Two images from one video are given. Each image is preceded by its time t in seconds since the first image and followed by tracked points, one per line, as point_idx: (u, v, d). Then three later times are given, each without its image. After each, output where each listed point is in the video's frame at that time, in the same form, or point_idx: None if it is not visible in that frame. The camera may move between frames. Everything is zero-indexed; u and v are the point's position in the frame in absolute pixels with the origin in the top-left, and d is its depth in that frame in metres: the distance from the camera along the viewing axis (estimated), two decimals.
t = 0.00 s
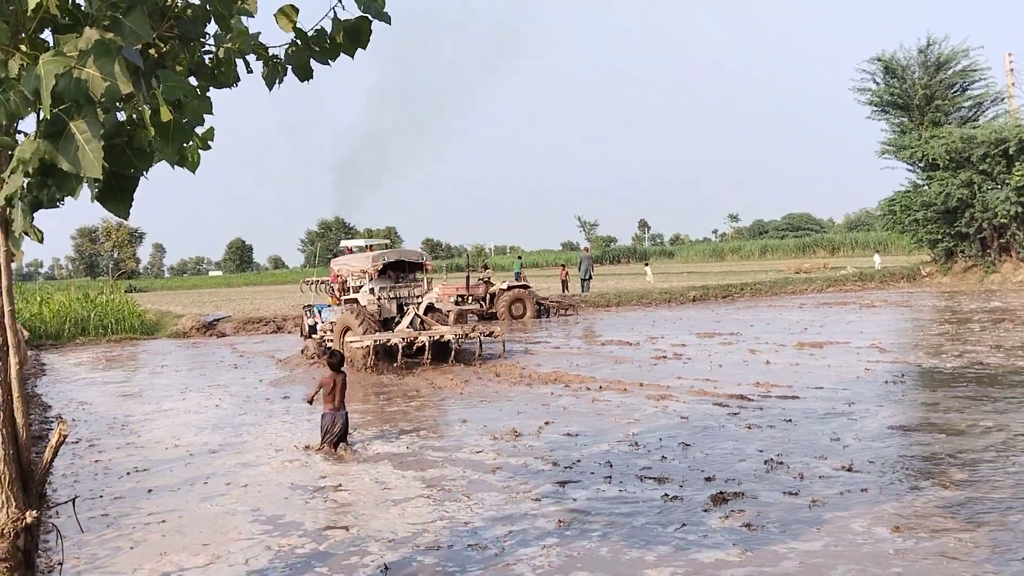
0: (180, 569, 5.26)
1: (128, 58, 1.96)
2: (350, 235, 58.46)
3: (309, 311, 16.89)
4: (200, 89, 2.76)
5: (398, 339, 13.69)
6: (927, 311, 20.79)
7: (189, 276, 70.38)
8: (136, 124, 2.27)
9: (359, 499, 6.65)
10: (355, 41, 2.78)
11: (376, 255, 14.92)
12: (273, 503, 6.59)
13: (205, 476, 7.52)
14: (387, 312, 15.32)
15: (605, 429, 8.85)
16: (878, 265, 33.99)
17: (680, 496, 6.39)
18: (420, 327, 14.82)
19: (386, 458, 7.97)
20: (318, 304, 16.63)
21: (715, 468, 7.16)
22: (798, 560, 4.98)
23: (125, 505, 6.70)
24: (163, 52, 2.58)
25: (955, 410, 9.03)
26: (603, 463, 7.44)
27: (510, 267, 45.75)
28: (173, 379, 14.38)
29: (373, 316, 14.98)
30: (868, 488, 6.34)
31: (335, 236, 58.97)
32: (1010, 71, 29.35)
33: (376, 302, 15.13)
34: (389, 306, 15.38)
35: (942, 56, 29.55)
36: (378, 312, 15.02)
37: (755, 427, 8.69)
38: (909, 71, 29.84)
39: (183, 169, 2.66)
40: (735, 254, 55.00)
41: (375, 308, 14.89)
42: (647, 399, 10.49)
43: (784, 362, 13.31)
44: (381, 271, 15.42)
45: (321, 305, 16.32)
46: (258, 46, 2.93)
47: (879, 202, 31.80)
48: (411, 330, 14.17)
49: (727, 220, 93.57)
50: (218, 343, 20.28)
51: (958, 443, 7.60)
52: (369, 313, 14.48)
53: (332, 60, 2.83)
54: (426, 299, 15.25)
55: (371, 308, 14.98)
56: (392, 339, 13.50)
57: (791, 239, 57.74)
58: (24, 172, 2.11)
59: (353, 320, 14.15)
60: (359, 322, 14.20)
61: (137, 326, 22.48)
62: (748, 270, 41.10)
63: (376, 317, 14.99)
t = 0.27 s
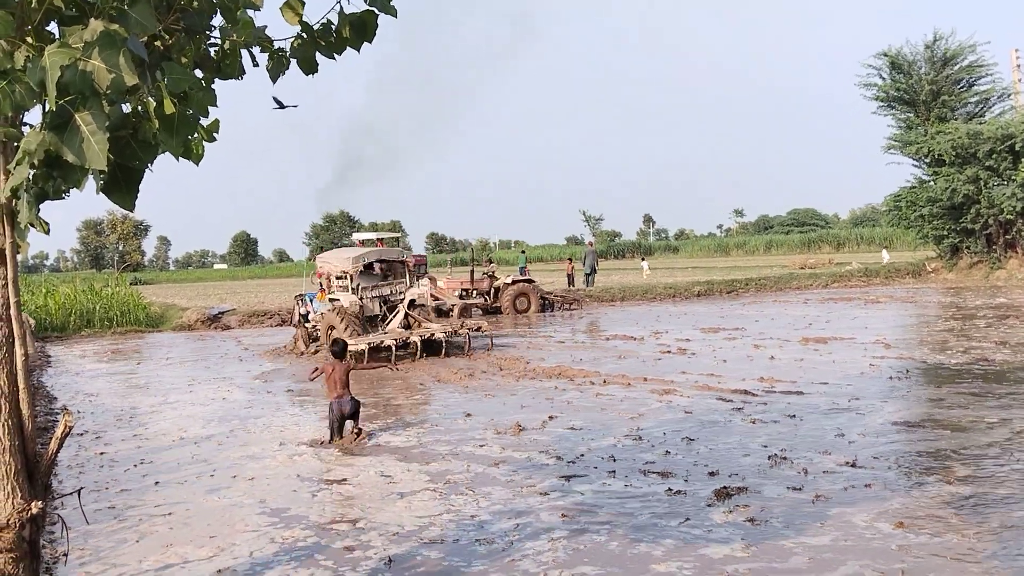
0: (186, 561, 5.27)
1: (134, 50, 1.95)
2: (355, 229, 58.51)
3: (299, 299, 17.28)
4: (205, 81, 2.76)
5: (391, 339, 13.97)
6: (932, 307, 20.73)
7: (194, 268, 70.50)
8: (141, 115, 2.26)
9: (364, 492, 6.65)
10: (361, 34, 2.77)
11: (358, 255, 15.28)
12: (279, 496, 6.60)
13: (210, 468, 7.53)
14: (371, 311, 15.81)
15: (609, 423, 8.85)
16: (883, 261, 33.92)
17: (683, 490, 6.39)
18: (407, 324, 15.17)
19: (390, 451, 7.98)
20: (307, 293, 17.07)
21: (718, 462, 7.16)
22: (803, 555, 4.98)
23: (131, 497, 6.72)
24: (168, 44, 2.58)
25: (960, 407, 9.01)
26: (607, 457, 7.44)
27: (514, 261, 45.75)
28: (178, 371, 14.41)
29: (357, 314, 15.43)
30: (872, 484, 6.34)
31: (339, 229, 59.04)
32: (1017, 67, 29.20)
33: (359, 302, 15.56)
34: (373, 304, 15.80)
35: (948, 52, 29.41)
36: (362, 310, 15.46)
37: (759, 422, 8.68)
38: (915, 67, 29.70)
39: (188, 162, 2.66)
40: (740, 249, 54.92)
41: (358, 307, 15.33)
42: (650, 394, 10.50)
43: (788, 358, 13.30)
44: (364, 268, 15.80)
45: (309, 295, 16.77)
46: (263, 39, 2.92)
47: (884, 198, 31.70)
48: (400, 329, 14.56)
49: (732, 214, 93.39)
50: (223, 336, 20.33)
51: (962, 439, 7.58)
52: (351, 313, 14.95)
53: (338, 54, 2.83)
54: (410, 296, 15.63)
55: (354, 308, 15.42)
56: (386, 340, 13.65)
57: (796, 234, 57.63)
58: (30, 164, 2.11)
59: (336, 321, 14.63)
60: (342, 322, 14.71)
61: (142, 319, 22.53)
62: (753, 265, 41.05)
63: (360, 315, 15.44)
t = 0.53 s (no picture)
0: (185, 555, 5.26)
1: (135, 42, 1.94)
2: (355, 223, 58.47)
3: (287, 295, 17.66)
4: (207, 74, 2.75)
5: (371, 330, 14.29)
6: (932, 304, 20.72)
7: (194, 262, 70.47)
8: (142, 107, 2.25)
9: (364, 486, 6.65)
10: (363, 28, 2.76)
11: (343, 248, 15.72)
12: (278, 490, 6.60)
13: (210, 462, 7.54)
14: (355, 303, 16.16)
15: (608, 419, 8.85)
16: (883, 258, 33.91)
17: (682, 486, 6.40)
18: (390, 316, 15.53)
19: (389, 446, 7.97)
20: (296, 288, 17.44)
21: (716, 458, 7.17)
22: (802, 551, 4.98)
23: (130, 491, 6.72)
24: (170, 36, 2.56)
25: (959, 404, 9.01)
26: (606, 453, 7.44)
27: (513, 257, 45.74)
28: (177, 365, 14.41)
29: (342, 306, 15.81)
30: (870, 481, 6.34)
31: (339, 223, 59.01)
32: (1019, 63, 29.13)
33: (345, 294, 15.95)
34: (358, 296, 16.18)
35: (950, 49, 29.34)
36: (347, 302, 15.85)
37: (758, 418, 8.68)
38: (917, 63, 29.63)
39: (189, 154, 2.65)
40: (740, 245, 54.90)
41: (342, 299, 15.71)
42: (650, 390, 10.49)
43: (788, 354, 13.30)
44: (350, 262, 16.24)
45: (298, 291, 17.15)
46: (265, 32, 2.91)
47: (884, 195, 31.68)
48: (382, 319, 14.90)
49: (732, 210, 93.34)
50: (222, 330, 20.33)
51: (962, 436, 7.58)
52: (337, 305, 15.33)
53: (339, 48, 2.81)
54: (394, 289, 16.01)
55: (339, 299, 15.82)
56: (366, 330, 13.91)
57: (796, 231, 57.56)
58: (30, 156, 2.10)
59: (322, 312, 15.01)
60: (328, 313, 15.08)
61: (141, 312, 22.53)
62: (753, 261, 41.03)
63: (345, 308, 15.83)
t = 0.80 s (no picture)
0: (188, 563, 5.26)
1: (139, 49, 1.96)
2: (358, 230, 58.56)
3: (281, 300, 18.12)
4: (211, 81, 2.76)
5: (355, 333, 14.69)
6: (936, 309, 20.69)
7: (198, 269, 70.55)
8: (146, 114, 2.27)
9: (369, 493, 6.65)
10: (366, 36, 2.77)
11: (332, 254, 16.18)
12: (283, 496, 6.60)
13: (215, 468, 7.54)
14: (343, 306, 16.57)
15: (611, 425, 8.85)
16: (887, 264, 33.87)
17: (685, 492, 6.39)
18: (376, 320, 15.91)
19: (392, 453, 7.97)
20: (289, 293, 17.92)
21: (719, 464, 7.16)
22: (806, 557, 4.97)
23: (135, 497, 6.72)
24: (174, 44, 2.58)
25: (963, 409, 8.99)
26: (609, 459, 7.44)
27: (516, 262, 45.75)
28: (181, 372, 14.42)
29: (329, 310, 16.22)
30: (873, 486, 6.33)
31: (343, 230, 59.11)
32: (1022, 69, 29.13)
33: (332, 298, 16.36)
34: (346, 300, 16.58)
35: (953, 54, 29.36)
36: (334, 306, 16.26)
37: (761, 424, 8.67)
38: (919, 69, 29.66)
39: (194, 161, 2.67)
40: (743, 251, 54.89)
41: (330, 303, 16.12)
42: (654, 395, 10.48)
43: (792, 360, 13.28)
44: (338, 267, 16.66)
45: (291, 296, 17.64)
46: (270, 39, 2.92)
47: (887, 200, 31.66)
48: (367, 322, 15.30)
49: (736, 216, 93.33)
50: (226, 336, 20.34)
51: (966, 442, 7.56)
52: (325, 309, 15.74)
53: (343, 55, 2.83)
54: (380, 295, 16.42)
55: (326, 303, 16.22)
56: (350, 333, 14.33)
57: (799, 237, 57.53)
58: (35, 163, 2.11)
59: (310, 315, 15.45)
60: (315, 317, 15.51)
61: (145, 318, 22.56)
62: (756, 267, 40.99)
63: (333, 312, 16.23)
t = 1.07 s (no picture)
0: (195, 559, 5.26)
1: (147, 45, 1.96)
2: (364, 227, 58.64)
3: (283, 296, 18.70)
4: (218, 78, 2.77)
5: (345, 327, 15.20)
6: (943, 310, 20.61)
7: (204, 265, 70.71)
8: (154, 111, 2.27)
9: (378, 489, 6.66)
10: (374, 33, 2.76)
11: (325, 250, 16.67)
12: (291, 493, 6.61)
13: (222, 464, 7.55)
14: (337, 301, 17.09)
15: (617, 423, 8.84)
16: (894, 264, 33.76)
17: (691, 491, 6.38)
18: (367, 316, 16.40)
19: (399, 449, 7.97)
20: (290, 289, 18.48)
21: (724, 463, 7.15)
22: (813, 556, 4.95)
23: (143, 492, 6.73)
24: (182, 41, 2.58)
25: (970, 410, 8.96)
26: (615, 457, 7.43)
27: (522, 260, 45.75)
28: (188, 368, 14.45)
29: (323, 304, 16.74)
30: (880, 486, 6.31)
31: (349, 227, 59.21)
32: None
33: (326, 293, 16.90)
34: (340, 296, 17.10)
35: (961, 55, 29.24)
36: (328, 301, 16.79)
37: (767, 423, 8.65)
38: (928, 69, 29.52)
39: (202, 158, 2.67)
40: (749, 250, 54.77)
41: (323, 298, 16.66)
42: (660, 394, 10.47)
43: (798, 360, 13.25)
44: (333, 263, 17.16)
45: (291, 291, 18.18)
46: (277, 37, 2.92)
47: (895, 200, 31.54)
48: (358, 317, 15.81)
49: (742, 216, 93.13)
50: (233, 332, 20.37)
51: (973, 442, 7.54)
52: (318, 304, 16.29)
53: (351, 52, 2.82)
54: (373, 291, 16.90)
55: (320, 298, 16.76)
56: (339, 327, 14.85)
57: (806, 237, 57.37)
58: (42, 159, 2.12)
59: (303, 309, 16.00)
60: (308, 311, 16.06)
61: (152, 314, 22.63)
62: (763, 267, 40.90)
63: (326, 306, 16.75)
